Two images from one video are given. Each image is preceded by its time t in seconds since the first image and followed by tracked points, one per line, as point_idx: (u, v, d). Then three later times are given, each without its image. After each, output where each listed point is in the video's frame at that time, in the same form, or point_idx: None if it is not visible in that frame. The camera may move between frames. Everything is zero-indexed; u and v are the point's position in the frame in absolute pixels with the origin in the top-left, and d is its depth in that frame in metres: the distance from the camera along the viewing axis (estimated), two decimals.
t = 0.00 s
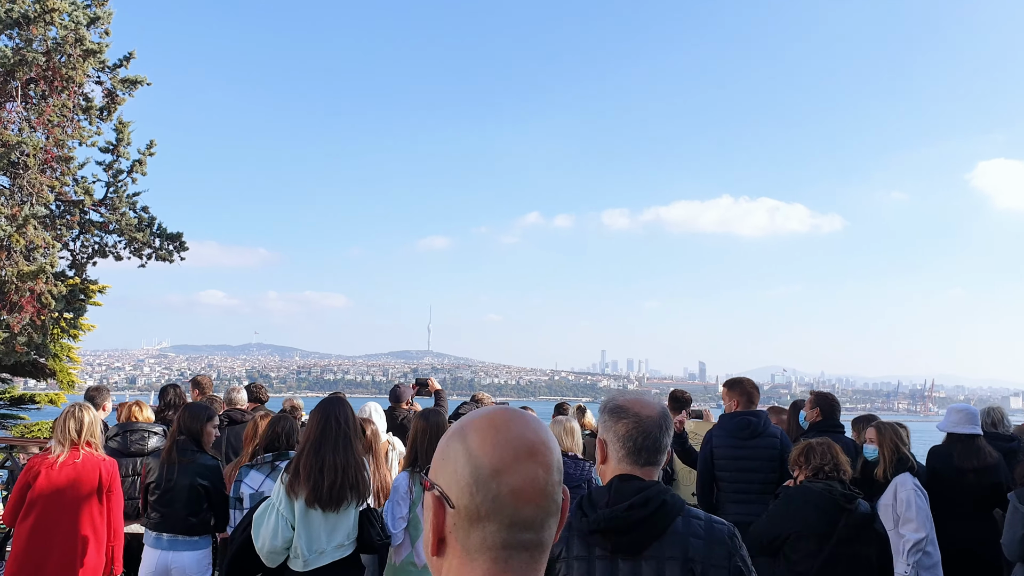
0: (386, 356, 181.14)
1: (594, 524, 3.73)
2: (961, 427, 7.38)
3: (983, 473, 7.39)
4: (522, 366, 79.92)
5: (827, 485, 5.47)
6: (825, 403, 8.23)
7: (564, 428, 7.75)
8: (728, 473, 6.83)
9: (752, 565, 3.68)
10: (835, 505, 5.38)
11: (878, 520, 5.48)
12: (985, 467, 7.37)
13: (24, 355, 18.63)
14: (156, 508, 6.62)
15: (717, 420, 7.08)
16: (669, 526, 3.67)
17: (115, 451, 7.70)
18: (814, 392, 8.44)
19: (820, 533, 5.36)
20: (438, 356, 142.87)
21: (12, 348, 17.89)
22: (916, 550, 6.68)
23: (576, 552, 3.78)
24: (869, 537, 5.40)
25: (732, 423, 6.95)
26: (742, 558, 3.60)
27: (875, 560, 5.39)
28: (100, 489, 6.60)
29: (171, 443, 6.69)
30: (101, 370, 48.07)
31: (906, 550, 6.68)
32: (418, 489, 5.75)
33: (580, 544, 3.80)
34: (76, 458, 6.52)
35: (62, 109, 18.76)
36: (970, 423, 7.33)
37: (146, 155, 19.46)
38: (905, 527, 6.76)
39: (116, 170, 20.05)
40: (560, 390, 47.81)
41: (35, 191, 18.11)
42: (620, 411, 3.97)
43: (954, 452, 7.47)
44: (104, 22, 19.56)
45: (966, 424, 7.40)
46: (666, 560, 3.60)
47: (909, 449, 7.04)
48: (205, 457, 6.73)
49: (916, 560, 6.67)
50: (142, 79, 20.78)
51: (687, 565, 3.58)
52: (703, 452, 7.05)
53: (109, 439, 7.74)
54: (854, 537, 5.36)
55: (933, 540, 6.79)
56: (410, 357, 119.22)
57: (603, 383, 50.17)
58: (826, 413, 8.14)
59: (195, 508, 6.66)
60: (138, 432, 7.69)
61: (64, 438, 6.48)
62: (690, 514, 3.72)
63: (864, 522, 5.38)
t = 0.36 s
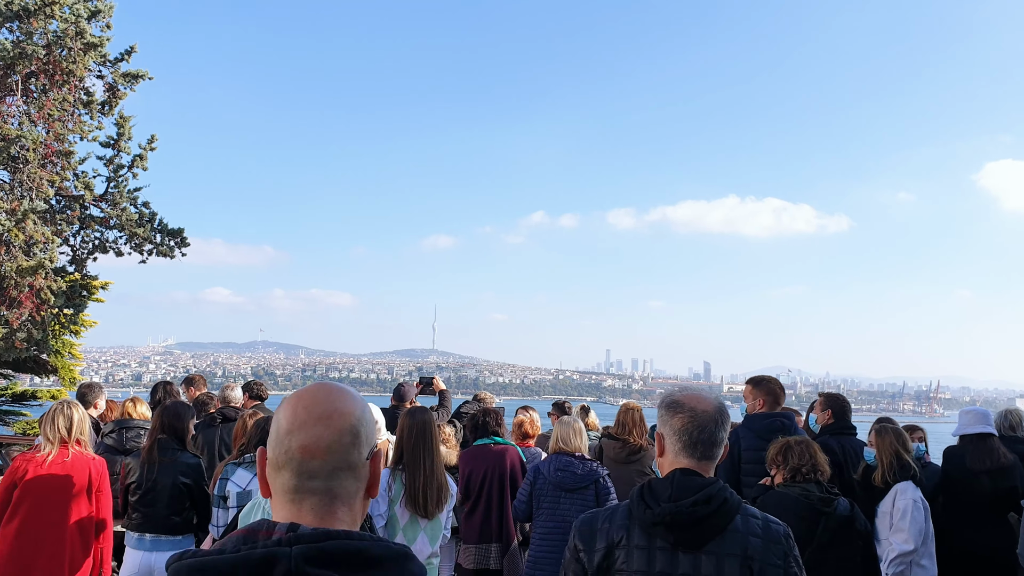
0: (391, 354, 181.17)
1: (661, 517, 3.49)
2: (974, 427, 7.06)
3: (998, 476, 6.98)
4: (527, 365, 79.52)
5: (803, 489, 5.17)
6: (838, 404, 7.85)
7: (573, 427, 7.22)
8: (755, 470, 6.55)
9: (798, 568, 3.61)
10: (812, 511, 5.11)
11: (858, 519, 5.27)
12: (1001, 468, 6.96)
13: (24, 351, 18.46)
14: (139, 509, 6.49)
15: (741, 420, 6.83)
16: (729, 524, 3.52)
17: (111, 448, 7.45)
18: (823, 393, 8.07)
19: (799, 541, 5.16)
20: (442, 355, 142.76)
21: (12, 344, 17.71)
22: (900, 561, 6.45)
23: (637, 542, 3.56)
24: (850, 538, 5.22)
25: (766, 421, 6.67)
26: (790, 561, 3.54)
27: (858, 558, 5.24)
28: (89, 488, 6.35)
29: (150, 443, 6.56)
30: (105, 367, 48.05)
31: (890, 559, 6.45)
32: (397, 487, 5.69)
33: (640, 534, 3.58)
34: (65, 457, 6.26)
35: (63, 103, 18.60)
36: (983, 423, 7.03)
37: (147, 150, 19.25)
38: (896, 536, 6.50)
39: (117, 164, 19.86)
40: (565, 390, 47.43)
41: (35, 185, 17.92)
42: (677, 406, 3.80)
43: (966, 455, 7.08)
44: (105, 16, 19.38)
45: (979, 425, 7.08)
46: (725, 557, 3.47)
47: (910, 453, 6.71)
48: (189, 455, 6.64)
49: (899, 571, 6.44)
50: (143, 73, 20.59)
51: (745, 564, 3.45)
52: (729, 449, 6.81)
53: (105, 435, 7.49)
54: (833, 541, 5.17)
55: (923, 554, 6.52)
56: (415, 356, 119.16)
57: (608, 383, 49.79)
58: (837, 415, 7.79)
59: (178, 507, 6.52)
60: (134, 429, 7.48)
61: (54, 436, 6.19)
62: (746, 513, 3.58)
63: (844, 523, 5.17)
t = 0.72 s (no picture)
0: (392, 353, 181.13)
1: (662, 509, 3.22)
2: (990, 415, 6.77)
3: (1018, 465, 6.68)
4: (529, 361, 79.18)
5: (790, 479, 4.88)
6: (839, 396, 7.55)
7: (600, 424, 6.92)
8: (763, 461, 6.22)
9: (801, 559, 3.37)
10: (802, 500, 4.80)
11: (851, 507, 4.91)
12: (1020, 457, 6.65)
13: (16, 359, 18.17)
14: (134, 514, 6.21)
15: (747, 411, 6.50)
16: (728, 513, 3.28)
17: (106, 455, 7.08)
18: (823, 386, 7.80)
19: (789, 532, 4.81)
20: (443, 352, 142.72)
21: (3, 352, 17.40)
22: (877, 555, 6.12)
23: (642, 535, 3.29)
24: (841, 528, 4.84)
25: (777, 412, 6.35)
26: (795, 549, 3.29)
27: (853, 551, 4.85)
28: (68, 496, 6.07)
29: (146, 447, 6.26)
30: (105, 374, 47.78)
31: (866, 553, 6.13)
32: (361, 494, 5.62)
33: (643, 526, 3.31)
34: (38, 467, 5.97)
35: (50, 106, 18.26)
36: (999, 410, 6.73)
37: (136, 152, 18.92)
38: (873, 528, 6.18)
39: (107, 167, 19.56)
40: (568, 385, 47.13)
41: (22, 190, 17.58)
42: (684, 403, 3.51)
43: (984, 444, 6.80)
44: (90, 16, 19.03)
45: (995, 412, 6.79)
46: (726, 546, 3.23)
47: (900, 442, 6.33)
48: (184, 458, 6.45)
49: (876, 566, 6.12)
50: (131, 74, 20.25)
51: (746, 553, 3.21)
52: (734, 440, 6.44)
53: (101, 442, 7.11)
54: (826, 532, 4.82)
55: (905, 547, 6.17)
56: (416, 354, 119.07)
57: (610, 378, 49.46)
58: (841, 406, 7.55)
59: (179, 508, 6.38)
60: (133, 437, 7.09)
61: (25, 446, 5.89)
62: (749, 501, 3.32)
63: (836, 513, 4.82)
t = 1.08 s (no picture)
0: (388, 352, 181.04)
1: (620, 499, 3.21)
2: (998, 416, 6.64)
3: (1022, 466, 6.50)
4: (526, 360, 79.00)
5: (799, 482, 4.64)
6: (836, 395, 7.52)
7: (606, 419, 6.69)
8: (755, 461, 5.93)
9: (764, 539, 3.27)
10: (810, 505, 4.59)
11: (854, 511, 4.73)
12: None
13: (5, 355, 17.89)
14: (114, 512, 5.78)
15: (736, 410, 6.30)
16: (683, 498, 3.22)
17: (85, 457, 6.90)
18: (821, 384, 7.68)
19: (792, 537, 4.62)
20: (439, 351, 142.53)
21: None
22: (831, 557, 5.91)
23: (604, 523, 3.29)
24: (845, 532, 4.70)
25: (765, 410, 6.15)
26: (752, 528, 3.20)
27: (852, 552, 4.73)
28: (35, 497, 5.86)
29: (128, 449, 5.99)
30: (99, 371, 47.39)
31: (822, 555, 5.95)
32: (320, 493, 5.48)
33: (607, 515, 3.30)
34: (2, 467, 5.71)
35: (39, 99, 17.96)
36: (1007, 412, 6.62)
37: (128, 145, 18.66)
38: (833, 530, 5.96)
39: (97, 161, 19.29)
40: (565, 384, 46.92)
41: (12, 184, 17.25)
42: (645, 399, 3.41)
43: (988, 444, 6.63)
44: (81, 8, 18.74)
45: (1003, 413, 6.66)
46: (680, 529, 3.18)
47: (875, 443, 5.94)
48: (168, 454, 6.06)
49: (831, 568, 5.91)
50: (122, 67, 19.98)
51: (700, 533, 3.17)
52: (723, 442, 6.19)
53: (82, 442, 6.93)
54: (831, 537, 4.66)
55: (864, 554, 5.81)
56: (413, 353, 118.87)
57: (608, 376, 49.28)
58: (840, 405, 7.41)
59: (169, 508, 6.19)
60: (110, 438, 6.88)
61: None
62: (706, 484, 3.24)
63: (840, 517, 4.64)
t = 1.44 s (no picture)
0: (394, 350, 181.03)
1: (652, 506, 2.89)
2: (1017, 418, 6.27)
3: None
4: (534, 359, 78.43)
5: (806, 487, 4.35)
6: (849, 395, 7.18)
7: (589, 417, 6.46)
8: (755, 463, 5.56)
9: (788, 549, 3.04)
10: (817, 512, 4.29)
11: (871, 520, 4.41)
12: None
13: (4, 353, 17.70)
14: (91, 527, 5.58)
15: (733, 412, 6.01)
16: (713, 505, 2.96)
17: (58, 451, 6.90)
18: (834, 383, 7.35)
19: (802, 547, 4.34)
20: (445, 349, 142.39)
21: None
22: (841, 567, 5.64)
23: (632, 529, 2.98)
24: (861, 544, 4.37)
25: (764, 411, 5.86)
26: (778, 537, 3.00)
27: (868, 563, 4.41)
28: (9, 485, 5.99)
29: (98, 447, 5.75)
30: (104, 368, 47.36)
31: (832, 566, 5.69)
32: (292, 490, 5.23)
33: (634, 520, 3.00)
34: None
35: (38, 93, 17.77)
36: None
37: (127, 141, 18.47)
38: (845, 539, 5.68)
39: (96, 157, 19.09)
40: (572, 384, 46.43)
41: (9, 179, 17.02)
42: (668, 402, 3.14)
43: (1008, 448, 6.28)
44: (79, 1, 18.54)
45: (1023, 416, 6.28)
46: (713, 537, 2.91)
47: (882, 447, 5.63)
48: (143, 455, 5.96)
49: None
50: (122, 62, 19.80)
51: (732, 542, 2.91)
52: (721, 445, 5.89)
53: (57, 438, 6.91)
54: (839, 548, 4.33)
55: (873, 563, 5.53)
56: (420, 351, 118.71)
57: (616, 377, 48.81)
58: (852, 406, 7.08)
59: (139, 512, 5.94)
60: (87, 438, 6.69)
61: None
62: (735, 492, 2.99)
63: (855, 526, 4.34)
